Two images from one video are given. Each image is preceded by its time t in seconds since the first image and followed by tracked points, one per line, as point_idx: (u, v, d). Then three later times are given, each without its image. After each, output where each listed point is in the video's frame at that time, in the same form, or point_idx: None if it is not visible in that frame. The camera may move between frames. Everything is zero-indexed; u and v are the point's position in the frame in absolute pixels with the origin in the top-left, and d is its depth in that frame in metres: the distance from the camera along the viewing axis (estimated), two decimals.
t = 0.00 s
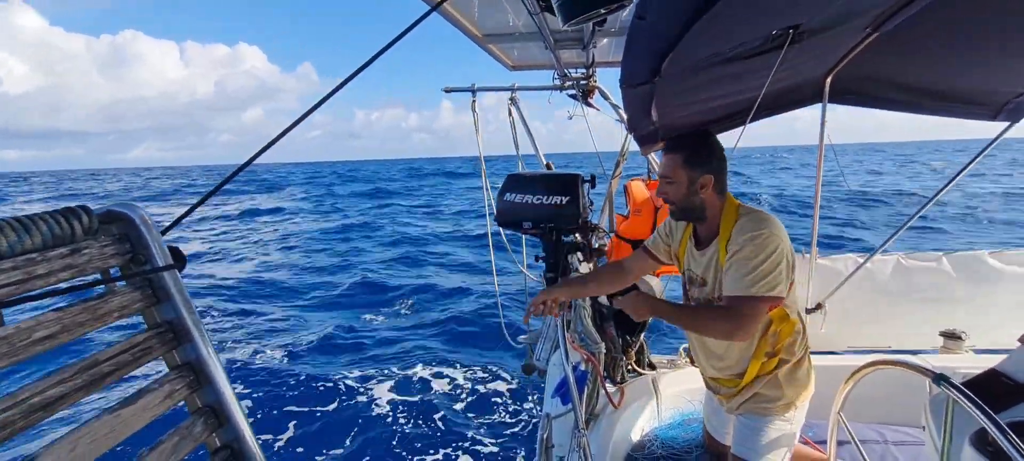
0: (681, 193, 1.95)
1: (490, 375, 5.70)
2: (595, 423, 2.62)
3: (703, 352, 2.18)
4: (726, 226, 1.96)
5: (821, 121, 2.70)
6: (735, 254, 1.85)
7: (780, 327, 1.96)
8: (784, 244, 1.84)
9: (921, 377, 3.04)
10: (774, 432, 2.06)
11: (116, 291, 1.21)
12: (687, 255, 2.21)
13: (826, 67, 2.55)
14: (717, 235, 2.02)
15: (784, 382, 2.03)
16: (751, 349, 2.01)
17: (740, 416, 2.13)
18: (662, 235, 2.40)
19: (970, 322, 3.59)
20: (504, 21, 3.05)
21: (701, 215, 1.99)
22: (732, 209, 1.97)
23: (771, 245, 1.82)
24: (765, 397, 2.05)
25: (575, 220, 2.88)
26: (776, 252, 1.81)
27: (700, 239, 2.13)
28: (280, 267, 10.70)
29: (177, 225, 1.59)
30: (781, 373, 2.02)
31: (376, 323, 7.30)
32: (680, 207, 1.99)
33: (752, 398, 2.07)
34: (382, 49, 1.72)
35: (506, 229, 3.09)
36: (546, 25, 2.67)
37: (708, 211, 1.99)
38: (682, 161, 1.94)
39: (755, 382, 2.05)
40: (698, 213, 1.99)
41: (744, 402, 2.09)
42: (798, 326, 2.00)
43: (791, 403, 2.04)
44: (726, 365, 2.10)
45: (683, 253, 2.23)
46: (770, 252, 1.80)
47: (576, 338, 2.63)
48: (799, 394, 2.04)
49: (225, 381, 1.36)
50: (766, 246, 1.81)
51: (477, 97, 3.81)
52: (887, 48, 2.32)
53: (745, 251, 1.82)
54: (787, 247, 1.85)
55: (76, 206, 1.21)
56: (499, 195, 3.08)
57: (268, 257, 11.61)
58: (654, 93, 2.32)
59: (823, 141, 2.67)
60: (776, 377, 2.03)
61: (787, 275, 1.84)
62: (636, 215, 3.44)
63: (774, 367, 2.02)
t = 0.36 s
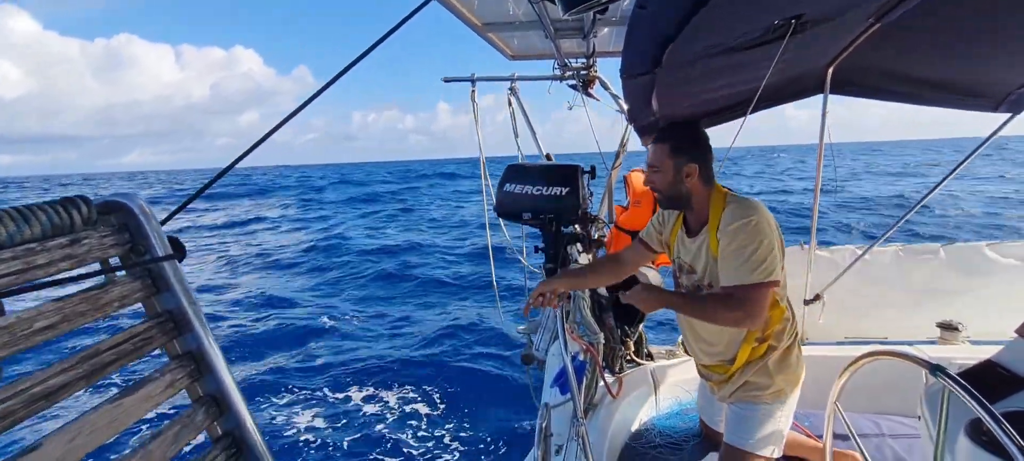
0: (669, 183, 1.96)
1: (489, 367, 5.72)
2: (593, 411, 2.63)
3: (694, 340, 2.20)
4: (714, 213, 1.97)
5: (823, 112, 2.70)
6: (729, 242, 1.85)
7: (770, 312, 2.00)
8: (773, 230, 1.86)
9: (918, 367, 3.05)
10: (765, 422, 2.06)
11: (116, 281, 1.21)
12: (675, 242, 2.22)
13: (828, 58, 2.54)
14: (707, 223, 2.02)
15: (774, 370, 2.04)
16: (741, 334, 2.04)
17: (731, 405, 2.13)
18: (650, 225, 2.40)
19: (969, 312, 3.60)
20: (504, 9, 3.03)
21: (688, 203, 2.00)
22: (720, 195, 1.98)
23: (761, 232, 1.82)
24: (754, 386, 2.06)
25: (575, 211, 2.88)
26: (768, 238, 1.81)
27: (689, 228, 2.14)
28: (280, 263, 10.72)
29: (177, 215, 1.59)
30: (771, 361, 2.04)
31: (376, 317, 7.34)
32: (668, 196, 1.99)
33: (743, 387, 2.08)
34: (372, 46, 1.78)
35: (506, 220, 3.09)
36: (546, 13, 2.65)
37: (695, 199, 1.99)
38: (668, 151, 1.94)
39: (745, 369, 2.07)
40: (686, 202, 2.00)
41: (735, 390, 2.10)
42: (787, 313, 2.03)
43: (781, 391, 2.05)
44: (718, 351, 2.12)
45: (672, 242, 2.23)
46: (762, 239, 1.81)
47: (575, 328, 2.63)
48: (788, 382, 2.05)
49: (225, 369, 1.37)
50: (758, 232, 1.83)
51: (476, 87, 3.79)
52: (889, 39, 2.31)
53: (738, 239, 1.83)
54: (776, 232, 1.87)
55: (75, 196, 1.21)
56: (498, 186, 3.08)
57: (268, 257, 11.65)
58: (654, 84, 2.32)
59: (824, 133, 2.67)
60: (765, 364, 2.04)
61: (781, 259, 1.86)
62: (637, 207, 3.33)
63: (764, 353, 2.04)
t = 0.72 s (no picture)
0: (661, 169, 1.96)
1: (488, 358, 5.75)
2: (591, 399, 2.66)
3: (686, 327, 2.21)
4: (707, 199, 1.97)
5: (821, 101, 2.69)
6: (721, 228, 1.86)
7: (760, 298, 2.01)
8: (764, 215, 1.86)
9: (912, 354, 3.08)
10: (756, 409, 2.07)
11: (113, 272, 1.22)
12: (669, 228, 2.22)
13: (827, 46, 2.53)
14: (700, 208, 2.02)
15: (764, 357, 2.06)
16: (731, 320, 2.05)
17: (722, 392, 2.15)
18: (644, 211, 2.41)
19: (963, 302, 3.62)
20: None
21: (681, 189, 2.00)
22: (713, 180, 1.98)
23: (753, 216, 1.83)
24: (744, 372, 2.08)
25: (572, 201, 2.88)
26: (760, 223, 1.82)
27: (682, 213, 2.14)
28: (277, 272, 10.77)
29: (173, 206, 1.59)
30: (760, 347, 2.05)
31: (375, 316, 7.38)
32: (661, 183, 2.00)
33: (733, 373, 2.10)
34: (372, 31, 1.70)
35: (503, 209, 3.09)
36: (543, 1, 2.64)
37: (688, 185, 1.99)
38: (661, 137, 1.95)
39: (735, 355, 2.08)
40: (678, 188, 2.00)
41: (726, 376, 2.12)
42: (777, 300, 2.05)
43: (770, 377, 2.07)
44: (709, 338, 2.13)
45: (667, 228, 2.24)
46: (755, 223, 1.82)
47: (573, 317, 2.64)
48: (778, 369, 2.07)
49: (224, 360, 1.38)
50: (750, 218, 1.83)
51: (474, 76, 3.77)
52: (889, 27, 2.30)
53: (730, 223, 1.84)
54: (768, 216, 1.87)
55: (71, 188, 1.20)
56: (496, 176, 3.08)
57: (265, 264, 11.69)
58: (653, 72, 2.31)
59: (822, 122, 2.67)
60: (754, 351, 2.06)
61: (773, 243, 1.86)
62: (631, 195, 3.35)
63: (753, 340, 2.05)
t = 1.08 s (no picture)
0: (656, 165, 1.97)
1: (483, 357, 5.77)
2: (586, 396, 2.67)
3: (680, 323, 2.22)
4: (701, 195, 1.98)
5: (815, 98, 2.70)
6: (715, 224, 1.86)
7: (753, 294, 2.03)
8: (758, 211, 1.87)
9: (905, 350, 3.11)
10: (748, 404, 2.09)
11: (106, 271, 1.21)
12: (664, 224, 2.23)
13: (821, 43, 2.54)
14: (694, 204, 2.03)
15: (755, 352, 2.07)
16: (724, 317, 2.07)
17: (716, 388, 2.16)
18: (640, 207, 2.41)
19: (955, 299, 3.65)
20: None
21: (676, 184, 2.01)
22: (707, 177, 1.98)
23: (747, 213, 1.83)
24: (736, 368, 2.09)
25: (567, 198, 2.89)
26: (754, 220, 1.82)
27: (677, 209, 2.15)
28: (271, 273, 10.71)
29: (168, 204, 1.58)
30: (752, 343, 2.07)
31: (370, 318, 7.38)
32: (656, 179, 2.00)
33: (725, 369, 2.11)
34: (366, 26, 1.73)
35: (499, 206, 3.09)
36: None
37: (682, 180, 2.00)
38: (656, 133, 1.95)
39: (726, 351, 2.10)
40: (673, 184, 2.01)
41: (718, 373, 2.13)
42: (769, 296, 2.07)
43: (761, 372, 2.08)
44: (702, 334, 2.14)
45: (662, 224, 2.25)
46: (748, 220, 1.82)
47: (569, 314, 2.66)
48: (769, 364, 2.08)
49: (219, 359, 1.38)
50: (744, 214, 1.83)
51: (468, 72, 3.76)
52: (882, 24, 2.31)
53: (724, 219, 1.84)
54: (762, 213, 1.88)
55: (62, 187, 1.20)
56: (492, 173, 3.08)
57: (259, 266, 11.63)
58: (649, 69, 2.31)
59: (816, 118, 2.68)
60: (746, 347, 2.07)
61: (767, 240, 1.87)
62: (627, 193, 3.36)
63: (745, 336, 2.07)
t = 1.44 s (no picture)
0: (648, 171, 1.98)
1: (479, 363, 5.75)
2: (583, 402, 2.66)
3: (676, 330, 2.22)
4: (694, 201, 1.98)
5: (806, 104, 2.73)
6: (708, 230, 1.86)
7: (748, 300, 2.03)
8: (751, 217, 1.87)
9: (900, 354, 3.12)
10: (746, 410, 2.08)
11: (98, 281, 1.20)
12: (658, 231, 2.24)
13: (811, 50, 2.56)
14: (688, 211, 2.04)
15: (751, 358, 2.07)
16: (719, 323, 2.07)
17: (713, 394, 2.16)
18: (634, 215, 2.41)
19: (948, 302, 3.67)
20: (489, 2, 3.01)
21: (669, 191, 2.02)
22: (700, 183, 1.99)
23: (739, 219, 1.84)
24: (733, 374, 2.09)
25: (562, 205, 2.89)
26: (746, 226, 1.83)
27: (671, 216, 2.15)
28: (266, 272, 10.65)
29: (162, 212, 1.58)
30: (748, 348, 2.07)
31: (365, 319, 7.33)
32: (648, 185, 2.01)
33: (722, 375, 2.11)
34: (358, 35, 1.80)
35: (494, 213, 3.09)
36: (531, 6, 2.65)
37: (675, 187, 2.00)
38: (649, 139, 1.96)
39: (723, 357, 2.10)
40: (665, 190, 2.01)
41: (715, 379, 2.13)
42: (764, 301, 2.07)
43: (758, 378, 2.08)
44: (698, 341, 2.14)
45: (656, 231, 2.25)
46: (740, 226, 1.83)
47: (565, 321, 2.65)
48: (765, 370, 2.09)
49: (211, 368, 1.36)
50: (736, 220, 1.83)
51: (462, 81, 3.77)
52: (872, 30, 2.34)
53: (717, 226, 1.85)
54: (753, 219, 1.88)
55: (53, 196, 1.19)
56: (487, 180, 3.08)
57: (253, 264, 11.55)
58: (641, 76, 2.33)
59: (808, 124, 2.71)
60: (742, 352, 2.07)
61: (759, 246, 1.87)
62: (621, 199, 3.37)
63: (742, 342, 2.07)
